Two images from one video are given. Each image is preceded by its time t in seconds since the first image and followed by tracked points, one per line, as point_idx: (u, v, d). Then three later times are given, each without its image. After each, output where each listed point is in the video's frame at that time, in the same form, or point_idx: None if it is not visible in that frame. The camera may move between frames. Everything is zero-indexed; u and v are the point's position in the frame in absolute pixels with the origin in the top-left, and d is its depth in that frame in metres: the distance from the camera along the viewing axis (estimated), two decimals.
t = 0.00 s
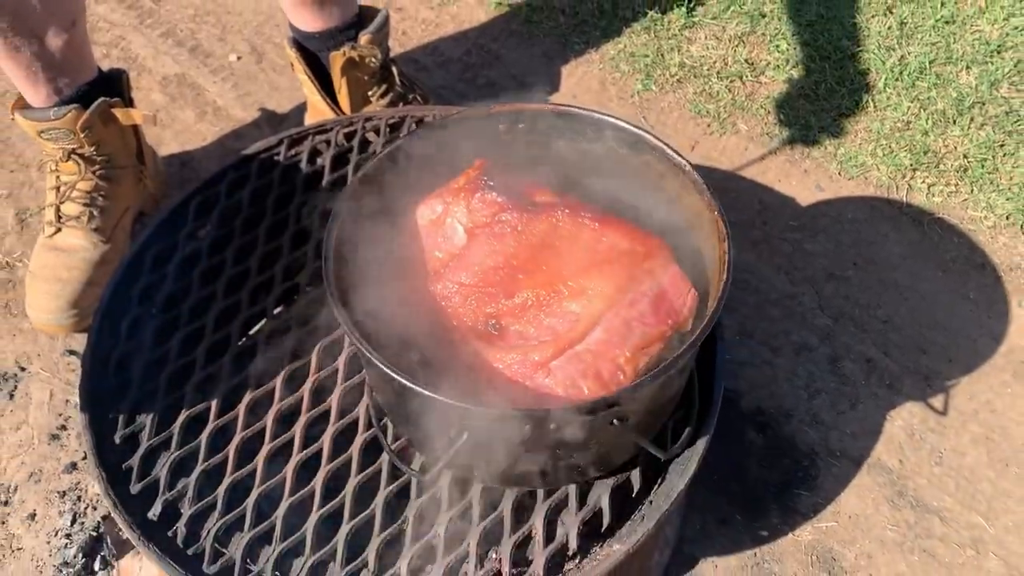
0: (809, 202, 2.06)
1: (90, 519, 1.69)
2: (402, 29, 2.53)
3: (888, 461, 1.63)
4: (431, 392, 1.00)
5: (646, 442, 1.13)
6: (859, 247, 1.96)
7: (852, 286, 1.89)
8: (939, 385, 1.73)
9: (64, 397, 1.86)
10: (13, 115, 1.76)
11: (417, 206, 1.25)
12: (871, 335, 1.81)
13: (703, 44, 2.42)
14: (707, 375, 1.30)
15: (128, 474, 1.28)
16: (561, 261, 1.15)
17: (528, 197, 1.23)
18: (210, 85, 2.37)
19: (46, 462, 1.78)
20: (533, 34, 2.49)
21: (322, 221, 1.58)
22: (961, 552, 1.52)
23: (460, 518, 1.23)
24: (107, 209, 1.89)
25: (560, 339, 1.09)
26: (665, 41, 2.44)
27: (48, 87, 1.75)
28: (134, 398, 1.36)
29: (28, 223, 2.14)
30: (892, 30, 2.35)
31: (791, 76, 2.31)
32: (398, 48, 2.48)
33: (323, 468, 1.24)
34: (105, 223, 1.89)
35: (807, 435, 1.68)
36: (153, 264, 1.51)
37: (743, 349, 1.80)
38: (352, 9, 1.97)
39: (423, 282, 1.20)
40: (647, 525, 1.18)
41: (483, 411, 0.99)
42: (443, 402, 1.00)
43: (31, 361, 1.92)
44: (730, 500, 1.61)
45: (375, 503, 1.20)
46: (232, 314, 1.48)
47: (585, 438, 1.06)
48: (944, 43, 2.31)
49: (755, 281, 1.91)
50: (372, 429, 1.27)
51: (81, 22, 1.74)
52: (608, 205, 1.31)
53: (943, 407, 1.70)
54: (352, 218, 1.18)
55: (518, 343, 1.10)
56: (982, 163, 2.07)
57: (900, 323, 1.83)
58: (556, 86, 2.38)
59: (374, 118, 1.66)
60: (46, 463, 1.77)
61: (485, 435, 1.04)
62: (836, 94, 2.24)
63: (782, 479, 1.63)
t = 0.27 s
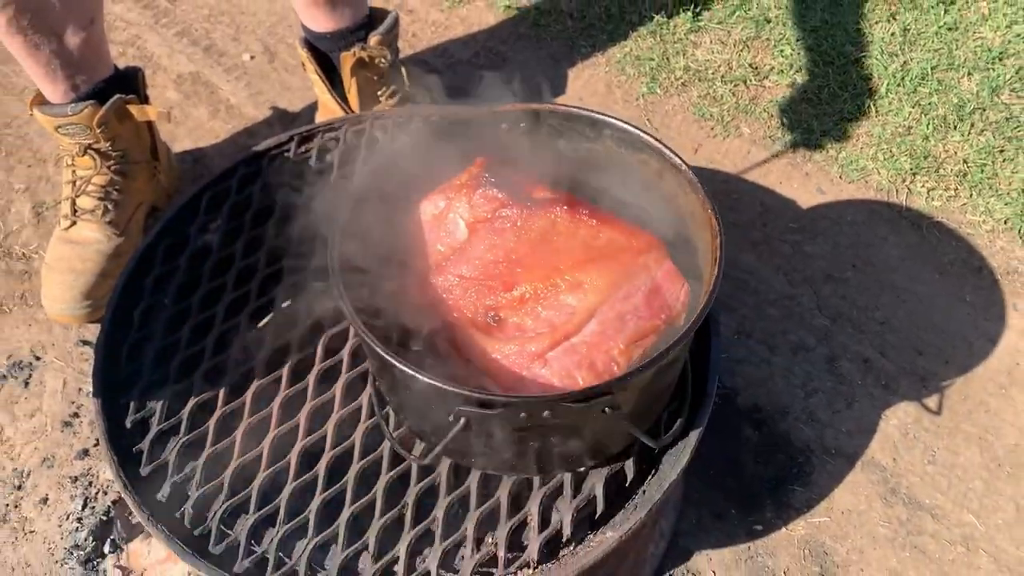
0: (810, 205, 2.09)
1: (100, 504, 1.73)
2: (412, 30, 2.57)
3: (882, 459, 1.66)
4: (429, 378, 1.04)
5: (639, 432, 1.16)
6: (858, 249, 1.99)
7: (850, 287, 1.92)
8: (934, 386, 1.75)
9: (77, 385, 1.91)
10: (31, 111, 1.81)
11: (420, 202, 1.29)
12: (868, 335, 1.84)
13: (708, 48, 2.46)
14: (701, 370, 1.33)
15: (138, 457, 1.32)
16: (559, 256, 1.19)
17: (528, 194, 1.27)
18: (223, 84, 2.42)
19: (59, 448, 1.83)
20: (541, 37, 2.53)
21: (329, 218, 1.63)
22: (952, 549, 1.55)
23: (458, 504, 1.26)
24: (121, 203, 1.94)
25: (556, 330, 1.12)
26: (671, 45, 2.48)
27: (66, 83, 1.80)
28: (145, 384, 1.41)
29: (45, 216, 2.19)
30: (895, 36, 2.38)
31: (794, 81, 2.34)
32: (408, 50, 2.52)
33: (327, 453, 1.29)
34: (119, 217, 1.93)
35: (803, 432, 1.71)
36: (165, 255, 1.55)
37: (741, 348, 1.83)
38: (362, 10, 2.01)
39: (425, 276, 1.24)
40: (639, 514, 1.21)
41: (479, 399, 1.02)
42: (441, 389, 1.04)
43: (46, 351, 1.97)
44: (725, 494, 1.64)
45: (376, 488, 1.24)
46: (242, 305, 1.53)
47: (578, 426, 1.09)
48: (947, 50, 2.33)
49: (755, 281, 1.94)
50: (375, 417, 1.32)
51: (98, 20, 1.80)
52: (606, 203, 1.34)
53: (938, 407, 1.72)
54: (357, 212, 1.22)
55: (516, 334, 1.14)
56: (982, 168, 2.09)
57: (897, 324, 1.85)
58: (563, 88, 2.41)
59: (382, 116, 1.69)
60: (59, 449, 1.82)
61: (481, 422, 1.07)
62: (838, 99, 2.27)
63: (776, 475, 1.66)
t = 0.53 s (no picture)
0: (812, 208, 2.12)
1: (115, 486, 1.80)
2: (426, 34, 2.63)
3: (876, 457, 1.69)
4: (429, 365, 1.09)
5: (632, 420, 1.20)
6: (858, 252, 2.02)
7: (849, 289, 1.95)
8: (929, 386, 1.78)
9: (95, 373, 1.97)
10: (55, 107, 1.89)
11: (426, 198, 1.34)
12: (866, 336, 1.87)
13: (716, 54, 2.50)
14: (695, 364, 1.38)
15: (152, 439, 1.38)
16: (557, 251, 1.23)
17: (529, 191, 1.32)
18: (241, 83, 2.48)
19: (77, 433, 1.89)
20: (552, 41, 2.58)
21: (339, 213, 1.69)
22: (942, 545, 1.58)
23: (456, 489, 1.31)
24: (140, 198, 1.99)
25: (553, 323, 1.17)
26: (679, 50, 2.52)
27: (89, 82, 1.86)
28: (160, 370, 1.46)
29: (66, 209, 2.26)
30: (900, 44, 2.41)
31: (800, 87, 2.38)
32: (421, 52, 2.58)
33: (332, 437, 1.34)
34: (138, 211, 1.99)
35: (799, 429, 1.74)
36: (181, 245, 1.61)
37: (740, 347, 1.87)
38: (377, 14, 2.07)
39: (429, 269, 1.29)
40: (632, 501, 1.26)
41: (476, 384, 1.07)
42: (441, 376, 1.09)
43: (65, 339, 2.04)
44: (721, 489, 1.68)
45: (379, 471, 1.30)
46: (254, 295, 1.58)
47: (572, 414, 1.13)
48: (951, 58, 2.36)
49: (755, 282, 1.98)
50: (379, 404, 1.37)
51: (122, 21, 1.86)
52: (605, 201, 1.39)
53: (932, 407, 1.76)
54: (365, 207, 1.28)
55: (514, 325, 1.19)
56: (982, 174, 2.12)
57: (895, 326, 1.89)
58: (571, 91, 2.46)
59: (393, 116, 1.74)
60: (76, 433, 1.89)
61: (478, 408, 1.12)
62: (842, 105, 2.31)
63: (771, 470, 1.70)
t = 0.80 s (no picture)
0: (812, 215, 2.17)
1: (131, 473, 1.87)
2: (439, 41, 2.69)
3: (867, 458, 1.74)
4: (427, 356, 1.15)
5: (623, 415, 1.25)
6: (856, 259, 2.06)
7: (846, 295, 2.00)
8: (922, 391, 1.82)
9: (114, 364, 2.05)
10: (80, 108, 1.97)
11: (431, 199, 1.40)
12: (861, 341, 1.91)
13: (722, 63, 2.54)
14: (688, 363, 1.43)
15: (166, 425, 1.44)
16: (554, 251, 1.29)
17: (529, 194, 1.38)
18: (258, 87, 2.56)
19: (95, 421, 1.96)
20: (561, 49, 2.64)
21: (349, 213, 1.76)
22: (929, 544, 1.62)
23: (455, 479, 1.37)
24: (159, 197, 2.07)
25: (548, 319, 1.23)
26: (686, 59, 2.56)
27: (113, 84, 1.93)
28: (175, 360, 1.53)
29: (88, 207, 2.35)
30: (904, 55, 2.45)
31: (804, 97, 2.41)
32: (434, 59, 2.65)
33: (338, 427, 1.41)
34: (157, 210, 2.07)
35: (793, 430, 1.79)
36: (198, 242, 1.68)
37: (737, 350, 1.91)
38: (390, 22, 2.14)
39: (432, 267, 1.35)
40: (623, 492, 1.31)
41: (472, 375, 1.12)
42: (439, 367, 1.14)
43: (86, 331, 2.11)
44: (715, 486, 1.73)
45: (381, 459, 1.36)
46: (266, 291, 1.65)
47: (564, 406, 1.19)
48: (954, 70, 2.40)
49: (754, 286, 2.02)
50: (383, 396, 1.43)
51: (146, 25, 1.93)
52: (603, 204, 1.44)
53: (924, 411, 1.80)
54: (372, 207, 1.34)
55: (511, 321, 1.24)
56: (981, 184, 2.16)
57: (890, 331, 1.93)
58: (580, 98, 2.52)
59: (403, 121, 1.81)
60: (94, 422, 1.96)
61: (475, 399, 1.18)
62: (845, 114, 2.34)
63: (764, 469, 1.74)
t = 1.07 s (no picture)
0: (811, 216, 2.22)
1: (146, 453, 1.94)
2: (451, 43, 2.76)
3: (858, 450, 1.78)
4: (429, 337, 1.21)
5: (615, 397, 1.31)
6: (853, 259, 2.11)
7: (842, 293, 2.04)
8: (914, 386, 1.87)
9: (131, 349, 2.13)
10: (104, 102, 2.04)
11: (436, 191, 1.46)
12: (856, 338, 1.96)
13: (727, 67, 2.59)
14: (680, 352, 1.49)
15: (181, 403, 1.51)
16: (553, 241, 1.35)
17: (530, 187, 1.44)
18: (275, 85, 2.64)
19: (113, 404, 2.04)
20: (570, 52, 2.70)
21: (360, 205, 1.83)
22: (915, 534, 1.67)
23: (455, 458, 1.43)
24: (177, 189, 2.15)
25: (545, 305, 1.29)
26: (691, 63, 2.62)
27: (136, 80, 2.01)
28: (190, 341, 1.60)
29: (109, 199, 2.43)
30: (905, 61, 2.50)
31: (806, 101, 2.47)
32: (446, 60, 2.71)
33: (345, 406, 1.48)
34: (176, 202, 2.15)
35: (786, 422, 1.84)
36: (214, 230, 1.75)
37: (734, 344, 1.96)
38: (403, 23, 2.21)
39: (436, 255, 1.41)
40: (615, 473, 1.37)
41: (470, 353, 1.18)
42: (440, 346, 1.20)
43: (105, 318, 2.19)
44: (709, 475, 1.78)
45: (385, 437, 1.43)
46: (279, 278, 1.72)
47: (558, 386, 1.25)
48: (954, 76, 2.45)
49: (753, 284, 2.08)
50: (388, 378, 1.50)
51: (168, 26, 2.02)
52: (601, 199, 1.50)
53: (915, 406, 1.84)
54: (380, 197, 1.41)
55: (510, 307, 1.31)
56: (977, 188, 2.21)
57: (884, 328, 1.97)
58: (587, 100, 2.58)
59: (413, 118, 1.89)
60: (112, 404, 2.03)
61: (473, 377, 1.24)
62: (846, 119, 2.40)
63: (758, 460, 1.79)
